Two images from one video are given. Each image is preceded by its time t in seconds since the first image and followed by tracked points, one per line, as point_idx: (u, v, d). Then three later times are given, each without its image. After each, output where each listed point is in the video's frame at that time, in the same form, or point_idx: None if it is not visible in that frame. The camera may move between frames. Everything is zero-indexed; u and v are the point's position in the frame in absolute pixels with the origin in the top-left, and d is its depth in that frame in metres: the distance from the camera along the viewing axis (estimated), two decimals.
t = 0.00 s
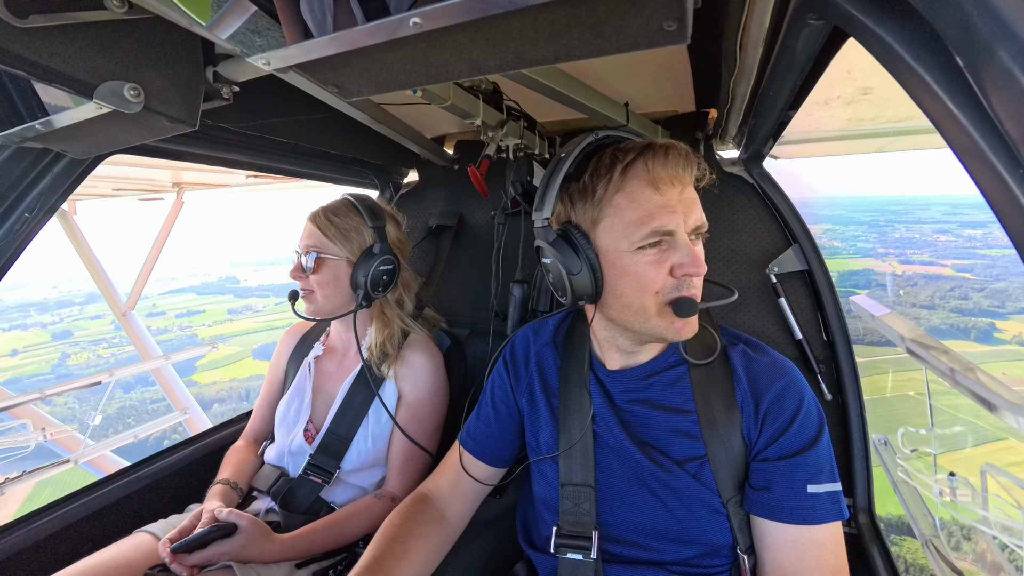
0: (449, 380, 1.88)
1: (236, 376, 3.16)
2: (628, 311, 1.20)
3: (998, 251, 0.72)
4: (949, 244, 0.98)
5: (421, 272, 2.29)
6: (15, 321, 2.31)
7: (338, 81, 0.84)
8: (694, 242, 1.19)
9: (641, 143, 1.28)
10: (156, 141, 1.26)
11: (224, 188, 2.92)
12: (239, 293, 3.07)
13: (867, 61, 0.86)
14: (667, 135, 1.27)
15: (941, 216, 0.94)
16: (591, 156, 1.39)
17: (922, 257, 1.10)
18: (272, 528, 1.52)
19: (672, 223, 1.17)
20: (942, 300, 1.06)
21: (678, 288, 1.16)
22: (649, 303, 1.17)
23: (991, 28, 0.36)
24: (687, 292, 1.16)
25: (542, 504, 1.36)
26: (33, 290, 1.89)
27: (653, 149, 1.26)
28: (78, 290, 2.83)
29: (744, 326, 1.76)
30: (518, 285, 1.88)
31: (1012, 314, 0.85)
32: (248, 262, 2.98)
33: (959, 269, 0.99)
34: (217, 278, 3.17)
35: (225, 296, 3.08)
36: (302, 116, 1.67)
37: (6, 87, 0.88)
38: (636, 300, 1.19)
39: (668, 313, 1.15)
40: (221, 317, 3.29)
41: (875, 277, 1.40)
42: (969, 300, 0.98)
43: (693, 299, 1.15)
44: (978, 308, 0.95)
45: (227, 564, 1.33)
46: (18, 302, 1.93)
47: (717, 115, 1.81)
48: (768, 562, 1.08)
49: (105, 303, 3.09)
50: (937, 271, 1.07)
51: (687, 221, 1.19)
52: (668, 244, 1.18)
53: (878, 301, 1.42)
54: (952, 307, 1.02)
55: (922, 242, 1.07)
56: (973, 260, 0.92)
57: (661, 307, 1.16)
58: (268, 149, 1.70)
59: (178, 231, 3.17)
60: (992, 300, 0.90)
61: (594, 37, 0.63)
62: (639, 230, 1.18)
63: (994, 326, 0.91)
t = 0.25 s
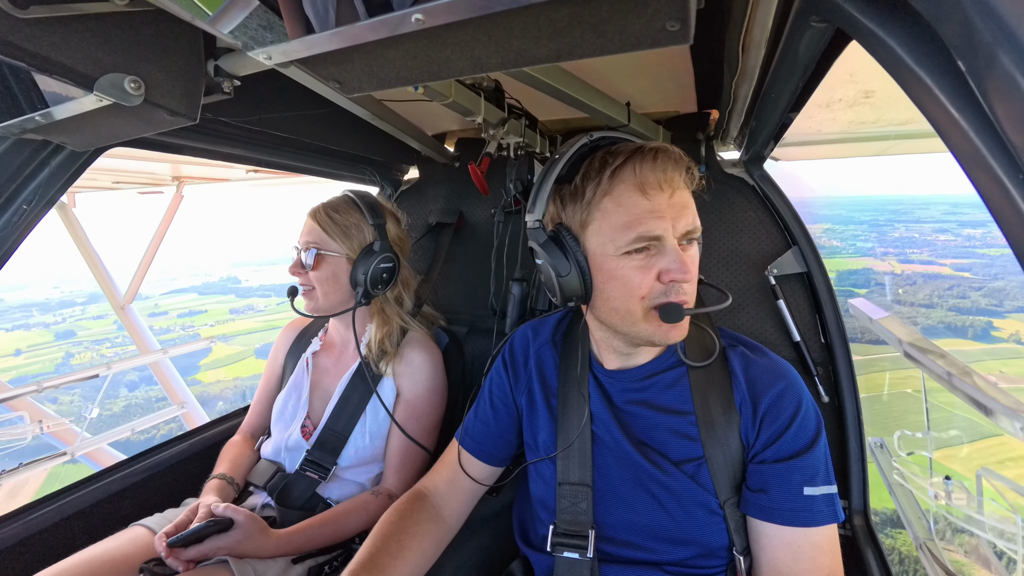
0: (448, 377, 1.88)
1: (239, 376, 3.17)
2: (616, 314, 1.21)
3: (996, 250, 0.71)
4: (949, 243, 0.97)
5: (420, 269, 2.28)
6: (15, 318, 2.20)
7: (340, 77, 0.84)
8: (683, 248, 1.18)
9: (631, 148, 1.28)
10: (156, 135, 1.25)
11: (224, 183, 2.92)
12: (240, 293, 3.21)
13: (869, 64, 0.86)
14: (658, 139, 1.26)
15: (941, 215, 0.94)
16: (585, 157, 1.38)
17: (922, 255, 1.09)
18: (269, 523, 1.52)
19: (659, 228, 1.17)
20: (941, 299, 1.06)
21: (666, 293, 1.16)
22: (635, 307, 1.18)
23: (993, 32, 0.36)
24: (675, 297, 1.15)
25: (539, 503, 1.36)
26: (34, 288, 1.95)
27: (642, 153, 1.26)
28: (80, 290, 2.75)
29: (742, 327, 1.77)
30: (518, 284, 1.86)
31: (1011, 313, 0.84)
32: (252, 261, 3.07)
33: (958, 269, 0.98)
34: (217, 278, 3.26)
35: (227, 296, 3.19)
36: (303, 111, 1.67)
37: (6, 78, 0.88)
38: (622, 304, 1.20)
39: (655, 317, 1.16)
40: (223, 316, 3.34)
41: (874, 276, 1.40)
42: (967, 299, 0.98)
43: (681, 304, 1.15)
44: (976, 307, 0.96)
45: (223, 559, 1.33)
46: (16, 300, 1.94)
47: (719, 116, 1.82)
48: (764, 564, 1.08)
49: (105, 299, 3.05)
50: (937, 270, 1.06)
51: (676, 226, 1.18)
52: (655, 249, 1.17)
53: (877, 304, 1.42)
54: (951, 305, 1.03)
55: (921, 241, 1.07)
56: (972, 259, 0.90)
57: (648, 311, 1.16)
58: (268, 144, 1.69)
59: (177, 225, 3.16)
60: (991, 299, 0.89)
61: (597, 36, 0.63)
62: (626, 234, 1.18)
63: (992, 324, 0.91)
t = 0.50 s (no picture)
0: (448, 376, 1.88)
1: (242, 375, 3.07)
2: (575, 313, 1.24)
3: (994, 249, 0.72)
4: (948, 242, 0.96)
5: (420, 268, 2.28)
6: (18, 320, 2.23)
7: (341, 76, 0.84)
8: (637, 251, 1.16)
9: (596, 151, 1.26)
10: (157, 134, 1.25)
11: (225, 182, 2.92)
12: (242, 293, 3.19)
13: (871, 64, 0.86)
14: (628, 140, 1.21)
15: (940, 215, 0.94)
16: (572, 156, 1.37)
17: (921, 254, 1.09)
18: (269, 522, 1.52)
19: (605, 230, 1.17)
20: (939, 297, 1.05)
21: (617, 294, 1.15)
22: (588, 306, 1.19)
23: (995, 33, 0.36)
24: (625, 299, 1.14)
25: (540, 503, 1.36)
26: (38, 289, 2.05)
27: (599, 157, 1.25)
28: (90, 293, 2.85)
29: (743, 327, 1.76)
30: (518, 284, 1.86)
31: (1009, 311, 0.83)
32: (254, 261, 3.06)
33: (957, 267, 0.98)
34: (217, 278, 3.24)
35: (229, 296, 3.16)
36: (304, 111, 1.67)
37: (7, 76, 0.88)
38: (580, 302, 1.22)
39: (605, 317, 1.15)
40: (225, 316, 3.32)
41: (873, 276, 1.40)
42: (965, 298, 0.97)
43: (630, 307, 1.14)
44: (973, 306, 0.96)
45: (223, 559, 1.33)
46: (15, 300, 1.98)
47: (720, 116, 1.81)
48: (765, 564, 1.08)
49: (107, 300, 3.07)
50: (936, 269, 1.06)
51: (625, 229, 1.15)
52: (605, 252, 1.18)
53: (878, 304, 1.42)
54: (949, 304, 1.03)
55: (921, 240, 1.07)
56: (970, 258, 0.90)
57: (597, 310, 1.17)
58: (269, 143, 1.69)
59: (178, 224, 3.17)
60: (989, 298, 0.89)
61: (598, 36, 0.63)
62: (575, 236, 1.21)
63: (989, 323, 0.92)
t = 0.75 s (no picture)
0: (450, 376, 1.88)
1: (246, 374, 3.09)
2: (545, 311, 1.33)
3: (992, 248, 0.73)
4: (947, 241, 0.97)
5: (422, 268, 2.29)
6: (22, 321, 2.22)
7: (342, 78, 0.84)
8: (574, 256, 1.18)
9: (551, 160, 1.26)
10: (159, 135, 1.26)
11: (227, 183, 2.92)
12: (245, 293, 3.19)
13: (873, 64, 0.85)
14: (579, 146, 1.20)
15: (939, 214, 0.94)
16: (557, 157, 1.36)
17: (920, 254, 1.09)
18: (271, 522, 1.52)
19: (547, 237, 1.21)
20: (937, 296, 1.05)
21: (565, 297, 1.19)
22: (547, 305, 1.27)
23: (996, 32, 0.36)
24: (569, 302, 1.19)
25: (542, 504, 1.36)
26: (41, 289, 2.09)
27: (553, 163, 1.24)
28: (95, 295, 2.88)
29: (745, 327, 1.76)
30: (519, 284, 1.84)
31: (1006, 309, 0.84)
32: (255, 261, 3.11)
33: (955, 266, 0.98)
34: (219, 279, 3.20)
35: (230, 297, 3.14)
36: (305, 112, 1.67)
37: (10, 79, 0.88)
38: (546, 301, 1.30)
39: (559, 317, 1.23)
40: (228, 316, 3.29)
41: (872, 275, 1.40)
42: (963, 297, 0.97)
43: (573, 310, 1.18)
44: (972, 304, 0.95)
45: (226, 559, 1.33)
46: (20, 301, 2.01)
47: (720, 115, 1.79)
48: (767, 564, 1.08)
49: (109, 300, 3.09)
50: (934, 269, 1.06)
51: (561, 236, 1.18)
52: (552, 257, 1.23)
53: (879, 303, 1.41)
54: (947, 303, 1.02)
55: (920, 241, 1.07)
56: (969, 257, 0.90)
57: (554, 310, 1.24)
58: (270, 144, 1.69)
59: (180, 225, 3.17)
60: (986, 296, 0.90)
61: (599, 36, 0.63)
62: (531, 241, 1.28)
63: (987, 320, 0.92)
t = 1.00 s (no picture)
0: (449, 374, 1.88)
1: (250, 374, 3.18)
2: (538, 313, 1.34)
3: (993, 249, 0.73)
4: (946, 240, 0.97)
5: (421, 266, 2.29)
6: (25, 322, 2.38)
7: (343, 74, 0.84)
8: (560, 262, 1.18)
9: (536, 167, 1.27)
10: (158, 130, 1.25)
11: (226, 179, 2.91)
12: (247, 292, 3.40)
13: (874, 65, 0.85)
14: (562, 152, 1.20)
15: (938, 212, 0.95)
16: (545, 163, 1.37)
17: (918, 253, 1.09)
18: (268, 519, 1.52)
19: (532, 243, 1.22)
20: (935, 295, 1.05)
21: (553, 301, 1.19)
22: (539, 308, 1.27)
23: (998, 35, 0.36)
24: (557, 305, 1.19)
25: (540, 504, 1.36)
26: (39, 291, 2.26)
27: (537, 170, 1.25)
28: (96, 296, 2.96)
29: (743, 328, 1.77)
30: (518, 283, 1.80)
31: (1004, 308, 0.83)
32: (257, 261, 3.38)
33: (954, 265, 0.98)
34: (221, 279, 3.39)
35: (232, 297, 3.33)
36: (305, 108, 1.66)
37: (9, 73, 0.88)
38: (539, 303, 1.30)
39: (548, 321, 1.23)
40: (229, 316, 3.46)
41: (871, 274, 1.41)
42: (962, 295, 0.97)
43: (560, 314, 1.19)
44: (970, 302, 0.95)
45: (223, 556, 1.33)
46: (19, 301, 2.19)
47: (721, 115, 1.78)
48: (764, 565, 1.08)
49: (108, 298, 3.09)
50: (933, 267, 1.06)
51: (546, 241, 1.19)
52: (540, 261, 1.23)
53: (878, 305, 1.40)
54: (945, 301, 1.02)
55: (920, 239, 1.07)
56: (969, 256, 0.90)
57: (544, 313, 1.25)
58: (269, 140, 1.69)
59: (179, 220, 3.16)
60: (985, 295, 0.89)
61: (600, 35, 0.63)
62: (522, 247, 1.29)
63: (984, 319, 0.92)
